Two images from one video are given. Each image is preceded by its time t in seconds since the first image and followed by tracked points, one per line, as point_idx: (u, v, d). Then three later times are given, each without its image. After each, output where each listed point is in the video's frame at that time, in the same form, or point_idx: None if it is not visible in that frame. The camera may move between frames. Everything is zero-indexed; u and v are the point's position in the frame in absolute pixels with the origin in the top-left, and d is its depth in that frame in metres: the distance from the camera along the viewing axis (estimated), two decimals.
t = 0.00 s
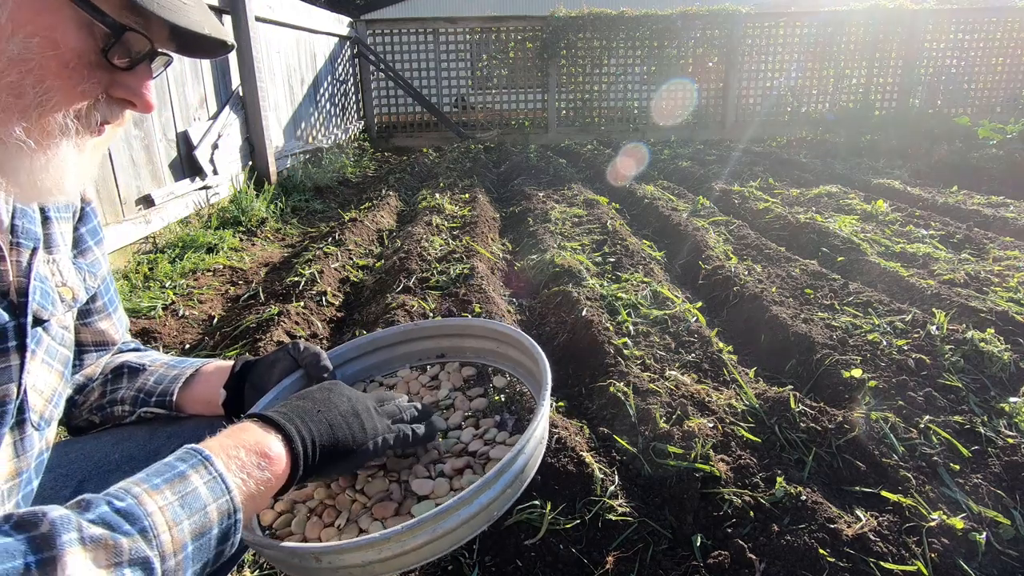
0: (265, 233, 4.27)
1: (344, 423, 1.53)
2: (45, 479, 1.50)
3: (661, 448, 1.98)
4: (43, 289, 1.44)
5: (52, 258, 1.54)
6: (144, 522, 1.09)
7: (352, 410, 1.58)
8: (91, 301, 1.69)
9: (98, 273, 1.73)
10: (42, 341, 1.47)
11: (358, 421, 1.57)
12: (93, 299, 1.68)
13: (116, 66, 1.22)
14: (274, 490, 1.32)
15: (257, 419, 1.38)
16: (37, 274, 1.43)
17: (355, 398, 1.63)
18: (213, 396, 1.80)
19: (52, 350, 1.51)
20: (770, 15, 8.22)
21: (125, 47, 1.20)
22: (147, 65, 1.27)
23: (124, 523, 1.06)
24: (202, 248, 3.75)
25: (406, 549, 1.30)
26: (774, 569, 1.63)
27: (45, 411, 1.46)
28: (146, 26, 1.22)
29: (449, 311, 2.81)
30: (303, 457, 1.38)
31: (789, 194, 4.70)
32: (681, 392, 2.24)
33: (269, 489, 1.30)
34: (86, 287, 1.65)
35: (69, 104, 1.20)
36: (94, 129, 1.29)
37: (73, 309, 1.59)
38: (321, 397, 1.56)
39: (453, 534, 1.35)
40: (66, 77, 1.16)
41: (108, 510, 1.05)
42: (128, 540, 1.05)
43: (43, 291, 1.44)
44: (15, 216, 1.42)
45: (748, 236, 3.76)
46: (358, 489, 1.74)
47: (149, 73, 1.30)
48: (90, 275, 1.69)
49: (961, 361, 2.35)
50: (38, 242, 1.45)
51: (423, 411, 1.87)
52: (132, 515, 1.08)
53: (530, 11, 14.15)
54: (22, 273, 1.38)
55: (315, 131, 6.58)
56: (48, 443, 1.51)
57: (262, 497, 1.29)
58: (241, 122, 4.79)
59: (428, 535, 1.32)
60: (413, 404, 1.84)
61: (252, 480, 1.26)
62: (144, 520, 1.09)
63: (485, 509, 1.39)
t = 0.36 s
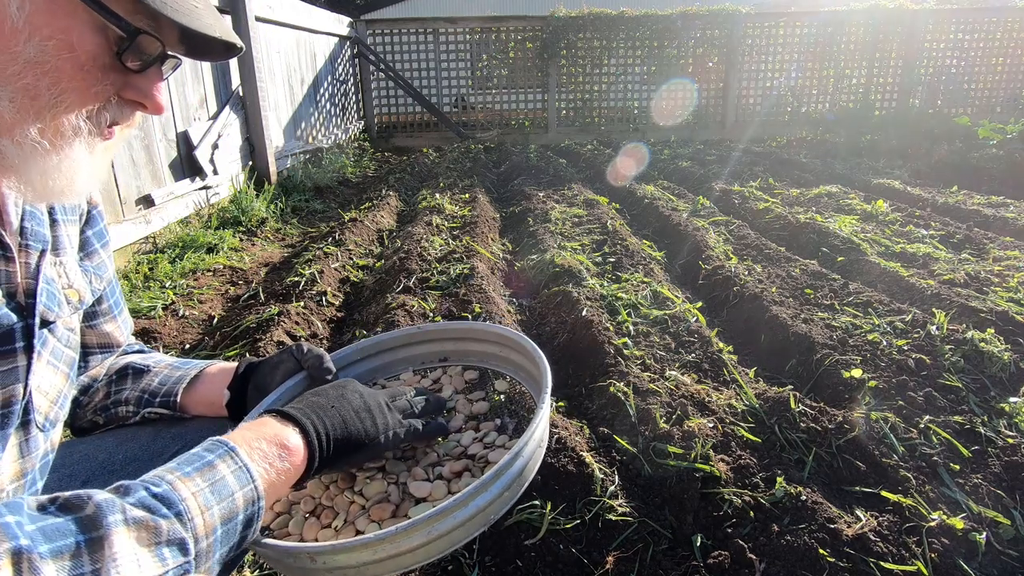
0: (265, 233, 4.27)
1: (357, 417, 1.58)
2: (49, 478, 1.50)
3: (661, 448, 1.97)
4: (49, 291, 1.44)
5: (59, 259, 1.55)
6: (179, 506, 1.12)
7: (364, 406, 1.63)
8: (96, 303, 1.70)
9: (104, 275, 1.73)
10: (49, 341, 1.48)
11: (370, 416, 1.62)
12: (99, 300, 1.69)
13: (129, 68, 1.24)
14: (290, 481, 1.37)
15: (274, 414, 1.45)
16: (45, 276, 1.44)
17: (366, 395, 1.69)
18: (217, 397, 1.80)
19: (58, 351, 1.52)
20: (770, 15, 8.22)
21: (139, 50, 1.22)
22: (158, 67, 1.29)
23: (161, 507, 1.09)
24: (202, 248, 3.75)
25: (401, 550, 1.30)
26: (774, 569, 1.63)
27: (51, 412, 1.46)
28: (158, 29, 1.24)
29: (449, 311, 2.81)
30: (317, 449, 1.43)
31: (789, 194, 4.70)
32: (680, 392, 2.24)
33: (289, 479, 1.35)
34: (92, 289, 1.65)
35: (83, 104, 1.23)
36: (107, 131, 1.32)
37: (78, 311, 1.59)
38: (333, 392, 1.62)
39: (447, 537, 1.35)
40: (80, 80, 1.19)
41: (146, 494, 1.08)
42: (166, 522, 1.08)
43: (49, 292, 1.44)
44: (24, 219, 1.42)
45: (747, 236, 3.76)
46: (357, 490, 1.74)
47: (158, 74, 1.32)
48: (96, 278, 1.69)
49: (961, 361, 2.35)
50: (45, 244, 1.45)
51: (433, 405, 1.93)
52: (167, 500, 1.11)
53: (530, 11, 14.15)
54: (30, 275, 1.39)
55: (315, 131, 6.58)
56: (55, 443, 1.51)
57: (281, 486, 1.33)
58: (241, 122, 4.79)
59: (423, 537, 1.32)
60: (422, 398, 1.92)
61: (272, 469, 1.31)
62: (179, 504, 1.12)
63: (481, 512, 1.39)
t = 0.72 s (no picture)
0: (265, 233, 4.27)
1: (360, 406, 1.61)
2: (51, 478, 1.50)
3: (661, 448, 1.97)
4: (54, 290, 1.45)
5: (62, 259, 1.56)
6: (201, 485, 1.11)
7: (366, 396, 1.66)
8: (98, 303, 1.70)
9: (105, 275, 1.73)
10: (53, 341, 1.48)
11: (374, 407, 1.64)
12: (101, 299, 1.69)
13: (140, 70, 1.30)
14: (302, 465, 1.39)
15: (280, 403, 1.47)
16: (50, 276, 1.44)
17: (368, 384, 1.72)
18: (219, 398, 1.79)
19: (61, 350, 1.51)
20: (770, 15, 8.23)
21: (152, 52, 1.28)
22: (165, 69, 1.36)
23: (185, 484, 1.09)
24: (203, 248, 3.75)
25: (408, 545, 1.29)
26: (774, 569, 1.63)
27: (54, 411, 1.46)
28: (167, 32, 1.31)
29: (449, 311, 2.81)
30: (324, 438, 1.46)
31: (789, 194, 4.69)
32: (680, 392, 2.24)
33: (303, 462, 1.38)
34: (94, 288, 1.66)
35: (94, 104, 1.27)
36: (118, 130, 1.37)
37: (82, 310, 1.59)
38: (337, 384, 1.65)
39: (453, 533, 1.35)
40: (94, 82, 1.25)
41: (170, 474, 1.08)
42: (190, 500, 1.08)
43: (53, 292, 1.44)
44: (29, 219, 1.44)
45: (747, 236, 3.76)
46: (362, 489, 1.75)
47: (164, 76, 1.38)
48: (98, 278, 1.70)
49: (961, 361, 2.35)
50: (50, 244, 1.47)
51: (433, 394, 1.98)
52: (190, 480, 1.11)
53: (530, 10, 14.14)
54: (36, 274, 1.39)
55: (315, 131, 6.58)
56: (59, 442, 1.51)
57: (294, 470, 1.35)
58: (241, 122, 4.79)
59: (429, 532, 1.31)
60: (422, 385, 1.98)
61: (286, 453, 1.33)
62: (201, 483, 1.11)
63: (486, 509, 1.38)
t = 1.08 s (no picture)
0: (265, 233, 4.27)
1: (366, 409, 1.56)
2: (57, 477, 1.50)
3: (661, 448, 1.97)
4: (59, 290, 1.45)
5: (67, 258, 1.56)
6: (211, 484, 1.19)
7: (372, 399, 1.60)
8: (103, 302, 1.71)
9: (110, 274, 1.74)
10: (58, 340, 1.48)
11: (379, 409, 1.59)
12: (106, 299, 1.70)
13: (146, 72, 1.42)
14: (308, 466, 1.44)
15: (288, 404, 1.47)
16: (56, 275, 1.45)
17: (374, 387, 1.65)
18: (224, 398, 1.79)
19: (66, 350, 1.51)
20: (770, 15, 8.24)
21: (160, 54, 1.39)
22: (170, 72, 1.47)
23: (195, 483, 1.17)
24: (202, 248, 3.75)
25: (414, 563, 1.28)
26: (774, 569, 1.64)
27: (60, 410, 1.46)
28: (175, 36, 1.42)
29: (449, 311, 2.81)
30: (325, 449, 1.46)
31: (789, 194, 4.70)
32: (681, 392, 2.24)
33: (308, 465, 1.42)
34: (99, 288, 1.67)
35: (100, 106, 1.41)
36: (123, 132, 1.51)
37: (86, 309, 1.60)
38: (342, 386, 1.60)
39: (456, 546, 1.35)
40: (102, 83, 1.37)
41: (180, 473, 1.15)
42: (199, 498, 1.15)
43: (59, 291, 1.45)
44: (36, 219, 1.43)
45: (747, 236, 3.76)
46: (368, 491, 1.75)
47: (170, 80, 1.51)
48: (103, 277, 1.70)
49: (961, 361, 2.35)
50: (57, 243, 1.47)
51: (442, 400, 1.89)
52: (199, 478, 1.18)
53: (530, 10, 14.14)
54: (42, 275, 1.40)
55: (315, 131, 6.58)
56: (64, 440, 1.51)
57: (299, 470, 1.40)
58: (241, 122, 4.79)
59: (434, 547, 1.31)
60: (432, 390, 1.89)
61: (293, 456, 1.38)
62: (211, 482, 1.20)
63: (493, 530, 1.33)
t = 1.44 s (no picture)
0: (265, 233, 4.27)
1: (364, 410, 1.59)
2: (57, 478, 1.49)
3: (661, 448, 1.97)
4: (58, 289, 1.45)
5: (66, 257, 1.56)
6: (241, 484, 1.22)
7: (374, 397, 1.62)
8: (102, 301, 1.71)
9: (109, 273, 1.74)
10: (57, 339, 1.48)
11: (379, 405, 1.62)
12: (104, 298, 1.70)
13: (138, 65, 1.42)
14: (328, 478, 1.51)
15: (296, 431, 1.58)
16: (55, 274, 1.46)
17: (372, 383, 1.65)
18: (224, 398, 1.81)
19: (65, 349, 1.51)
20: (770, 15, 8.25)
21: (151, 46, 1.40)
22: (163, 64, 1.48)
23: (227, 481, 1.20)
24: (203, 248, 3.75)
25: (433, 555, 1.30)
26: (774, 569, 1.64)
27: (59, 409, 1.46)
28: (166, 27, 1.42)
29: (449, 311, 2.81)
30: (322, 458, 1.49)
31: (789, 194, 4.70)
32: (681, 392, 2.24)
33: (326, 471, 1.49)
34: (97, 287, 1.67)
35: (89, 98, 1.41)
36: (112, 122, 1.52)
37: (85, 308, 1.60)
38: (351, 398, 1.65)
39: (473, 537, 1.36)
40: (90, 73, 1.37)
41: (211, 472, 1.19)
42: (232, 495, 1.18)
43: (58, 290, 1.45)
44: (34, 217, 1.44)
45: (747, 236, 3.76)
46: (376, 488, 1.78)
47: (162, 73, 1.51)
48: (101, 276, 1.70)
49: (961, 361, 2.35)
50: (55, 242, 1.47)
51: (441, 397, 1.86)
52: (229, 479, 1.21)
53: (530, 10, 14.14)
54: (42, 272, 1.41)
55: (315, 131, 6.58)
56: (64, 438, 1.51)
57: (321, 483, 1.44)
58: (241, 122, 4.79)
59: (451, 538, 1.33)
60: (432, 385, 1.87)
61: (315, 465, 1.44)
62: (241, 482, 1.23)
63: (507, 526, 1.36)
